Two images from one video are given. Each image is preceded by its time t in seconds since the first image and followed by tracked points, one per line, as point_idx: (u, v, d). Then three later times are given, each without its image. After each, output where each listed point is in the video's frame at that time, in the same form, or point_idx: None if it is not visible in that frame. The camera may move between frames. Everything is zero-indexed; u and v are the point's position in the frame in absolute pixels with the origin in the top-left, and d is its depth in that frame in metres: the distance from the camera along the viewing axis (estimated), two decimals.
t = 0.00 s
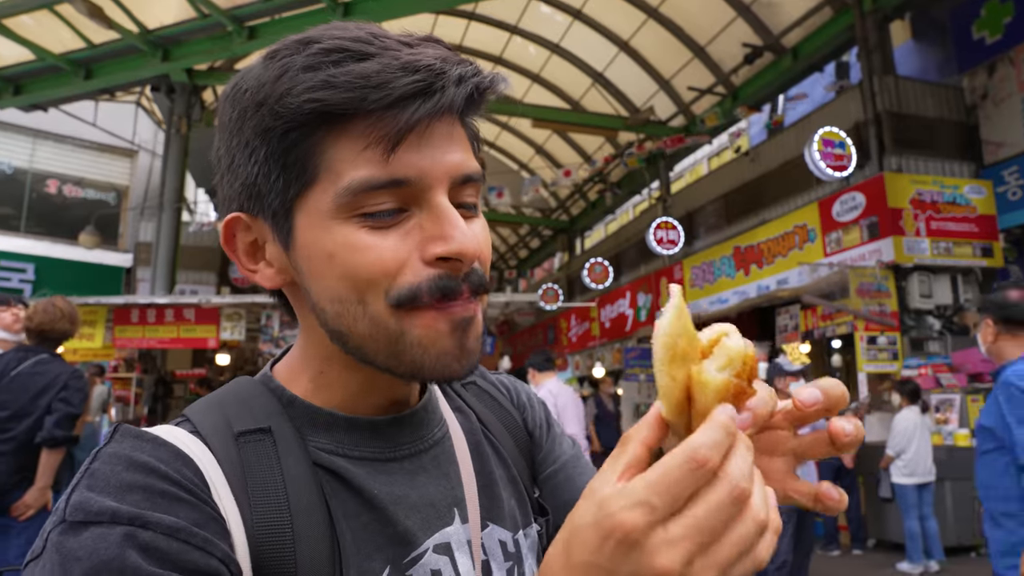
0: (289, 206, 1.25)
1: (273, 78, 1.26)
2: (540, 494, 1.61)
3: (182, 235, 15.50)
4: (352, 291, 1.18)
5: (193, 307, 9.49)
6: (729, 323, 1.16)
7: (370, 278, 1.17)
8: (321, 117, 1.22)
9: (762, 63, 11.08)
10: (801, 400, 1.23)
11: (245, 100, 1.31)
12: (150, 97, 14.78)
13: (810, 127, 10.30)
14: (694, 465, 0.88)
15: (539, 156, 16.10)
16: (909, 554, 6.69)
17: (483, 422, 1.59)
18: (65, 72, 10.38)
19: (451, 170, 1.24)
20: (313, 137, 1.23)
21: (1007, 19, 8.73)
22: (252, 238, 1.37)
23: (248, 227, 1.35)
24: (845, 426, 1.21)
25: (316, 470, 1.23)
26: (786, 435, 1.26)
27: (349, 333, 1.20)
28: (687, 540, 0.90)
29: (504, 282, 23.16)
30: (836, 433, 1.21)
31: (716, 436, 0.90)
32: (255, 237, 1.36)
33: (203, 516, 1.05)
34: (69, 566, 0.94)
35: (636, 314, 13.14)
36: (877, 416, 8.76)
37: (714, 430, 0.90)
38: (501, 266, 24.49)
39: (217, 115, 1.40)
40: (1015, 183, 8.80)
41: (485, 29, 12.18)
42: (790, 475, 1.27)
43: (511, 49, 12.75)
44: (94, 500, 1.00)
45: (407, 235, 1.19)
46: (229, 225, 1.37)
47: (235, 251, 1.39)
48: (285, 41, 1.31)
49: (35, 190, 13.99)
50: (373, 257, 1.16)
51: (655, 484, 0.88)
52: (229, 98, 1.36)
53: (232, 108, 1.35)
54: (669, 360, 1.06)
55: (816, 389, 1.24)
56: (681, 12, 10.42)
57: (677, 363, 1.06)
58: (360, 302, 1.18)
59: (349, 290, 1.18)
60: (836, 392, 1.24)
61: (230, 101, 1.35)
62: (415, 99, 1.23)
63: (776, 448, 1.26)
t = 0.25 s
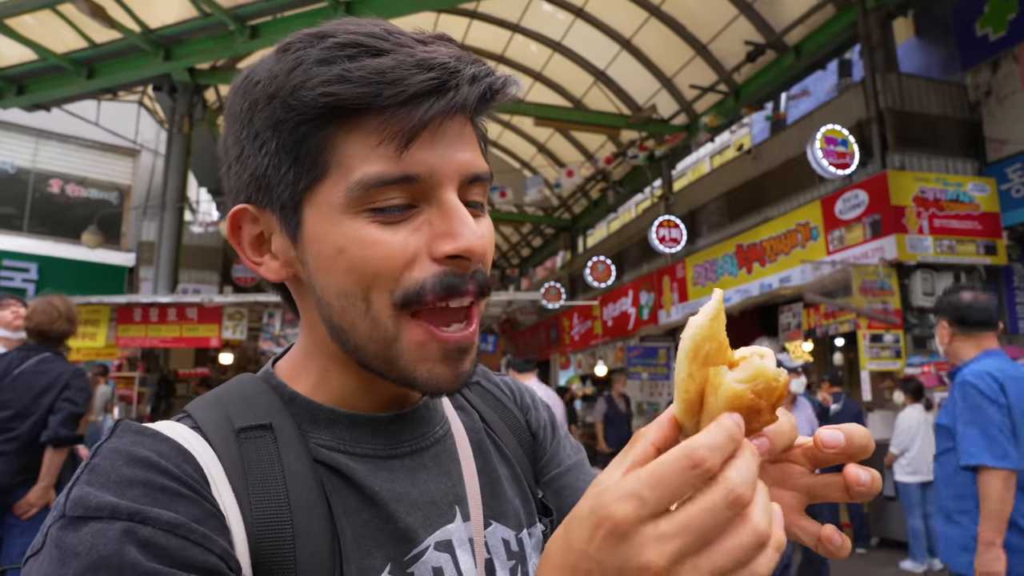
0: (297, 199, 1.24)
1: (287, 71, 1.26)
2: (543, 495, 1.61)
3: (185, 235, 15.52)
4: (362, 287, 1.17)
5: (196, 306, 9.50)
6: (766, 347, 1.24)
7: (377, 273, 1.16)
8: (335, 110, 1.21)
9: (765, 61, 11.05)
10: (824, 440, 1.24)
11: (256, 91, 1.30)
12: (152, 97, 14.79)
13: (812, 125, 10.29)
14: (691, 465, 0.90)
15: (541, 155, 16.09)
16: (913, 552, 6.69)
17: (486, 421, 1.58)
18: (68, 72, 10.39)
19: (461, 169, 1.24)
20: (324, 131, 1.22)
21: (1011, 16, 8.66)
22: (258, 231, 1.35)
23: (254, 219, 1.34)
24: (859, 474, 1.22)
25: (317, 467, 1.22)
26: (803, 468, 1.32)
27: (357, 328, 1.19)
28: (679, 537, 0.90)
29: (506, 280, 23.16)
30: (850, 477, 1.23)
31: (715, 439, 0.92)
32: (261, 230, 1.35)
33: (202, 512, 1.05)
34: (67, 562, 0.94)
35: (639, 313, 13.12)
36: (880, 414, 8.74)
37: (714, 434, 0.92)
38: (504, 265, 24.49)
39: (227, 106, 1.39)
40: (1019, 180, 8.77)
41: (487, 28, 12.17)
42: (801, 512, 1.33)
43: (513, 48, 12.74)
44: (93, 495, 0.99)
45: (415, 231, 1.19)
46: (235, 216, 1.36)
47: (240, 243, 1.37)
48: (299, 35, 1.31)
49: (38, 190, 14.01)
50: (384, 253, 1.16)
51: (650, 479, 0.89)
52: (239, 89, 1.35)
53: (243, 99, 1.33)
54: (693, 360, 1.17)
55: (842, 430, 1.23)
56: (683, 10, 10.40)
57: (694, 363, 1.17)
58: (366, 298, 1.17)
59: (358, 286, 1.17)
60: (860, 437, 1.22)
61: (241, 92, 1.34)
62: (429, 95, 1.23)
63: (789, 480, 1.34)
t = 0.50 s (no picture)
0: (288, 194, 1.25)
1: (279, 67, 1.26)
2: (545, 495, 1.61)
3: (188, 234, 15.55)
4: (352, 286, 1.17)
5: (198, 305, 9.52)
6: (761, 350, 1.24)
7: (365, 273, 1.16)
8: (322, 106, 1.21)
9: (767, 59, 11.04)
10: (825, 440, 1.24)
11: (251, 87, 1.31)
12: (154, 96, 14.81)
13: (815, 122, 10.27)
14: (691, 471, 0.89)
15: (543, 153, 16.09)
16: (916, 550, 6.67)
17: (486, 421, 1.58)
18: (70, 72, 10.41)
19: (450, 165, 1.23)
20: (312, 126, 1.23)
21: (1014, 13, 8.64)
22: (255, 226, 1.36)
23: (250, 215, 1.35)
24: (862, 472, 1.21)
25: (315, 467, 1.22)
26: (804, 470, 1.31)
27: (348, 327, 1.19)
28: (684, 553, 0.90)
29: (508, 279, 23.16)
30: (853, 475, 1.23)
31: (715, 446, 0.92)
32: (258, 225, 1.36)
33: (198, 514, 1.05)
34: (63, 563, 0.94)
35: (641, 311, 13.11)
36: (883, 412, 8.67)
37: (713, 440, 0.92)
38: (506, 263, 24.49)
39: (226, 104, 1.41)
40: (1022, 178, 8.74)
41: (489, 27, 12.16)
42: (802, 514, 1.33)
43: (515, 47, 12.74)
44: (90, 497, 1.00)
45: (402, 229, 1.18)
46: (233, 212, 1.37)
47: (240, 239, 1.38)
48: (294, 31, 1.31)
49: (41, 190, 14.04)
50: (373, 250, 1.16)
51: (653, 490, 0.89)
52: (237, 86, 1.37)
53: (240, 95, 1.35)
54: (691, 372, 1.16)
55: (843, 430, 1.22)
56: (685, 8, 10.38)
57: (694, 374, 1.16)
58: (354, 297, 1.17)
59: (349, 284, 1.17)
60: (860, 437, 1.22)
61: (237, 89, 1.36)
62: (415, 91, 1.22)
63: (789, 483, 1.34)
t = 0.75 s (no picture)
0: (266, 183, 1.31)
1: (270, 61, 1.33)
2: (545, 497, 1.61)
3: (190, 234, 15.56)
4: (299, 274, 1.21)
5: (200, 305, 9.53)
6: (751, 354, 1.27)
7: (309, 262, 1.20)
8: (289, 99, 1.25)
9: (769, 58, 11.02)
10: (822, 447, 1.22)
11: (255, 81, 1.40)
12: (156, 96, 14.83)
13: (817, 121, 10.26)
14: (688, 492, 0.91)
15: (545, 153, 16.09)
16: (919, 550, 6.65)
17: (486, 422, 1.58)
18: (73, 72, 10.42)
19: (406, 165, 1.22)
20: (282, 118, 1.27)
21: (1017, 11, 8.61)
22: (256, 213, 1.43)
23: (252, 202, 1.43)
24: (860, 477, 1.21)
25: (313, 469, 1.23)
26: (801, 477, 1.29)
27: (300, 315, 1.23)
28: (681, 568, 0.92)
29: (510, 279, 23.16)
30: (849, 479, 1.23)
31: (714, 464, 0.93)
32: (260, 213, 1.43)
33: (195, 514, 1.05)
34: (58, 565, 0.94)
35: (643, 310, 13.09)
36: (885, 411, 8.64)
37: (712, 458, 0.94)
38: (508, 263, 24.49)
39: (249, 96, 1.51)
40: None
41: (490, 26, 12.16)
42: (801, 521, 1.31)
43: (516, 46, 12.74)
44: (86, 498, 1.00)
45: (355, 225, 1.21)
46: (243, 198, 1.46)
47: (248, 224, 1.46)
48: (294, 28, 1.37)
49: (44, 190, 14.07)
50: (317, 241, 1.19)
51: (650, 508, 0.92)
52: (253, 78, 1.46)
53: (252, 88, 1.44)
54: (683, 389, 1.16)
55: (840, 436, 1.22)
56: (687, 7, 10.36)
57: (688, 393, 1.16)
58: (304, 289, 1.21)
59: (296, 273, 1.22)
60: (859, 443, 1.21)
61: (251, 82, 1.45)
62: (366, 85, 1.20)
63: (786, 490, 1.31)
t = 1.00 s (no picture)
0: (269, 181, 1.30)
1: (273, 59, 1.33)
2: (547, 498, 1.60)
3: (193, 234, 15.59)
4: (302, 272, 1.21)
5: (203, 305, 9.54)
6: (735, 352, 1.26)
7: (312, 260, 1.20)
8: (292, 96, 1.25)
9: (772, 57, 10.99)
10: (818, 444, 1.19)
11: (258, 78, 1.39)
12: (159, 96, 14.86)
13: (820, 120, 10.23)
14: (699, 514, 0.93)
15: (548, 152, 16.09)
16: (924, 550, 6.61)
17: (488, 421, 1.58)
18: (77, 73, 10.45)
19: (410, 164, 1.22)
20: (286, 116, 1.26)
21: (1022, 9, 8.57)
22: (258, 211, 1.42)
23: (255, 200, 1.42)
24: (853, 476, 1.18)
25: (312, 467, 1.22)
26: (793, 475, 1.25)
27: (303, 312, 1.23)
28: None
29: (513, 279, 23.15)
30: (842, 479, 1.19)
31: (720, 483, 0.94)
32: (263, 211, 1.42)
33: (193, 513, 1.04)
34: (57, 562, 0.94)
35: (646, 310, 13.07)
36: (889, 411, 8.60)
37: (718, 477, 0.95)
38: (511, 263, 24.49)
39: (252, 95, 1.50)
40: None
41: (493, 25, 12.15)
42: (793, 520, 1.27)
43: (519, 46, 12.74)
44: (85, 496, 0.99)
45: (357, 224, 1.20)
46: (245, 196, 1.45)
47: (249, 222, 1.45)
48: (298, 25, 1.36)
49: (48, 190, 14.10)
50: (320, 240, 1.19)
51: (656, 528, 0.93)
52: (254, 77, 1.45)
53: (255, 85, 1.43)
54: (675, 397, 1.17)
55: (835, 434, 1.18)
56: (690, 5, 10.33)
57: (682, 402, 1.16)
58: (307, 286, 1.21)
59: (299, 271, 1.21)
60: (853, 440, 1.18)
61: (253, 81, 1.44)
62: (369, 82, 1.19)
63: (779, 489, 1.26)
